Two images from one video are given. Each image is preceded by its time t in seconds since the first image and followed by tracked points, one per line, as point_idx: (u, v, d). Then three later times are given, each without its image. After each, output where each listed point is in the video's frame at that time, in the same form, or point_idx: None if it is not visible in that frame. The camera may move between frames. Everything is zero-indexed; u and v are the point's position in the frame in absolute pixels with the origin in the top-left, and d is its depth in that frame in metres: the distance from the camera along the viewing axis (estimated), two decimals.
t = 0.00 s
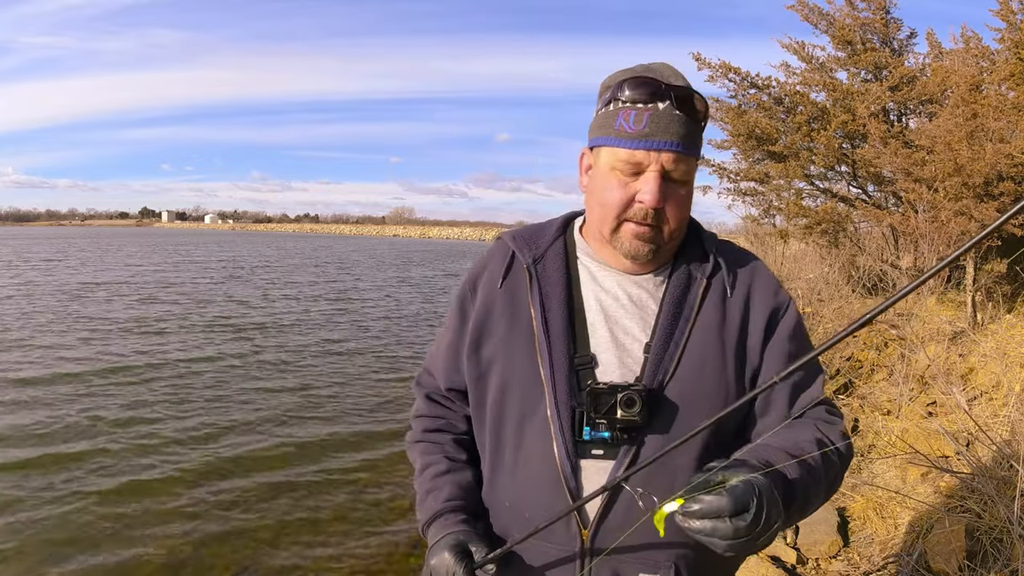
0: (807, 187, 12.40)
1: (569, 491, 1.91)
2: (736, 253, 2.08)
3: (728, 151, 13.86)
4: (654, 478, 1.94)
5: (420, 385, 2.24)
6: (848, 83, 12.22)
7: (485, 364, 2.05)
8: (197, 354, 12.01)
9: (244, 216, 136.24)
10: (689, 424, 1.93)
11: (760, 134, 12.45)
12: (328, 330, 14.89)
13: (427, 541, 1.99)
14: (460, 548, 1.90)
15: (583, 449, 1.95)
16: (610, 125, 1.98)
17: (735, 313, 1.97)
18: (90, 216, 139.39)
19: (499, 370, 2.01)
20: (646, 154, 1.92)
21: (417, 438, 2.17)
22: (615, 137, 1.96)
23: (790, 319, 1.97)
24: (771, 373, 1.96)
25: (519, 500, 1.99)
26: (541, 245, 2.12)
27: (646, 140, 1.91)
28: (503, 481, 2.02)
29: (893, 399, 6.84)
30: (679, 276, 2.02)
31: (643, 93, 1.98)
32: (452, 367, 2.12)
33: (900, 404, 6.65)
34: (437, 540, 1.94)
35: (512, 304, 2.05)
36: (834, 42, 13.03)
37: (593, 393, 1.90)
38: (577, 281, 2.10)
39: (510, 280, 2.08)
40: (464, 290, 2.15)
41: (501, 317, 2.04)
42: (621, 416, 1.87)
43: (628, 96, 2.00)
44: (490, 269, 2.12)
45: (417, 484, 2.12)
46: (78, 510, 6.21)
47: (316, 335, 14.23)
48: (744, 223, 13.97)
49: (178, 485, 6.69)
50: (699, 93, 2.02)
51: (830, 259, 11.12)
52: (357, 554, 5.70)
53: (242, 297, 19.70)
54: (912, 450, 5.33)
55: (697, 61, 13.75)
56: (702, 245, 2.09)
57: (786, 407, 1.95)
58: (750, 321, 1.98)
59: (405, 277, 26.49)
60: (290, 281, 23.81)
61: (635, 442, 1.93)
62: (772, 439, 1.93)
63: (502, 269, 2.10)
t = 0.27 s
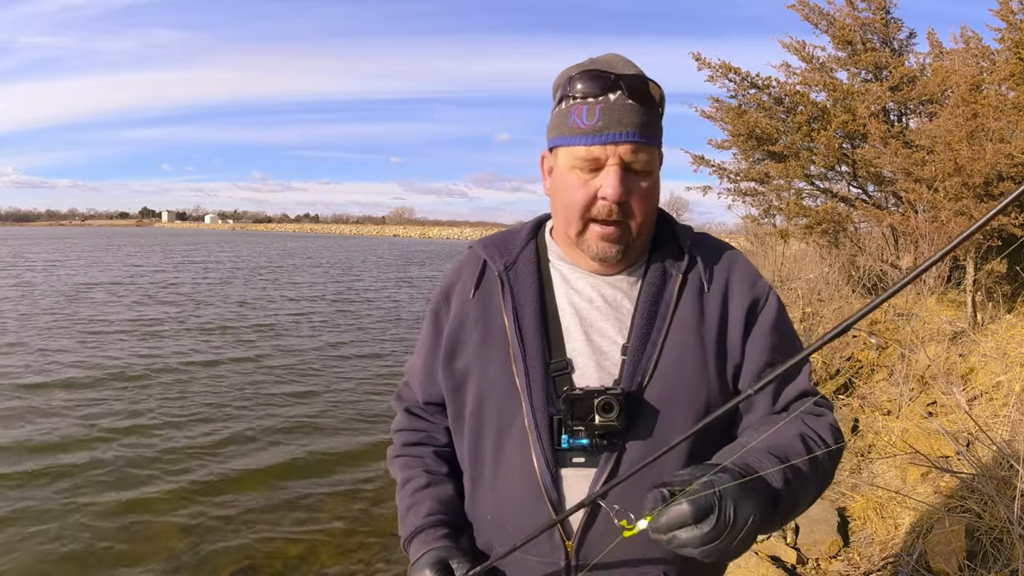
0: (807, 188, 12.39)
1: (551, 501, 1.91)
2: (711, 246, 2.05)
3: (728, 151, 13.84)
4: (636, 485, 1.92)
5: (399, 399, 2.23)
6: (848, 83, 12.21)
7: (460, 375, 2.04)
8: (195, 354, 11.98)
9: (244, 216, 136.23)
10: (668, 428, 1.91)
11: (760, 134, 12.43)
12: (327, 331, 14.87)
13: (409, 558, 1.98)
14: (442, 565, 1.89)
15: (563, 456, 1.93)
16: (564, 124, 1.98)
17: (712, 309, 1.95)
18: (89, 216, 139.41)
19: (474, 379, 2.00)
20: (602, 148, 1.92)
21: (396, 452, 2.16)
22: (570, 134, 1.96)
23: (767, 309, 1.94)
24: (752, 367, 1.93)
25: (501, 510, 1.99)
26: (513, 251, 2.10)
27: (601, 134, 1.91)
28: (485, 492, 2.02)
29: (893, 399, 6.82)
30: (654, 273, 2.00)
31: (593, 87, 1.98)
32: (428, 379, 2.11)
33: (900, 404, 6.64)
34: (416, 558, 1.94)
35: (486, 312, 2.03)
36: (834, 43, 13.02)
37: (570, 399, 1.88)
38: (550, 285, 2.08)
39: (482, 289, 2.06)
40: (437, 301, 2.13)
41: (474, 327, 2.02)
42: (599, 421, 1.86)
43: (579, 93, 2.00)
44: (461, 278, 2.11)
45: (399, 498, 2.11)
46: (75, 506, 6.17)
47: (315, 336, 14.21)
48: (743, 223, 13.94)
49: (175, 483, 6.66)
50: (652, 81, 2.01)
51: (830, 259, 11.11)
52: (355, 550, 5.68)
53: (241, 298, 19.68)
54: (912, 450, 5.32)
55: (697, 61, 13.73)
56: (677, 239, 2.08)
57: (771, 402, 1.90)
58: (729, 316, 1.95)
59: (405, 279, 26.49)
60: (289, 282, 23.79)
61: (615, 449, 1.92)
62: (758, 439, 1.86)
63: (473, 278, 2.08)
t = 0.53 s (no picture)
0: (808, 187, 12.39)
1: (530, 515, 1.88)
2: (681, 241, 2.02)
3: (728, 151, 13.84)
4: (619, 493, 1.82)
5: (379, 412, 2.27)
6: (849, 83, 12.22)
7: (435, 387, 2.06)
8: (194, 355, 11.98)
9: (244, 216, 136.24)
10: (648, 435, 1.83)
11: (761, 134, 12.43)
12: (327, 330, 14.87)
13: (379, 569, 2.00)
14: None
15: (539, 469, 1.91)
16: (511, 120, 2.05)
17: (688, 305, 1.89)
18: (89, 216, 139.44)
19: (446, 386, 2.02)
20: (549, 132, 1.97)
21: (375, 465, 2.19)
22: (518, 126, 2.03)
23: (746, 306, 1.82)
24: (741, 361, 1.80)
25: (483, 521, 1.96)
26: (483, 260, 2.11)
27: (545, 118, 1.97)
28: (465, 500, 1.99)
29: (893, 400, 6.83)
30: (626, 272, 1.97)
31: (531, 77, 2.04)
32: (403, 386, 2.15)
33: (900, 405, 6.65)
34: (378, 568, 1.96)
35: (458, 324, 2.05)
36: (834, 42, 13.02)
37: (542, 410, 1.88)
38: (521, 292, 2.08)
39: (452, 297, 2.09)
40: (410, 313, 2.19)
41: (445, 334, 2.05)
42: (573, 433, 1.82)
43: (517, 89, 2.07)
44: (435, 292, 2.14)
45: (376, 511, 2.13)
46: (77, 517, 6.19)
47: (315, 336, 14.22)
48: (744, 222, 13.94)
49: (177, 491, 6.67)
50: (588, 62, 2.05)
51: (830, 259, 11.13)
52: (355, 555, 5.70)
53: (241, 297, 19.68)
54: (912, 451, 5.32)
55: (697, 61, 13.70)
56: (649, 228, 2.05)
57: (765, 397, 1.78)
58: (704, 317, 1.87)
59: (405, 278, 26.50)
60: (289, 281, 23.80)
61: (595, 460, 1.84)
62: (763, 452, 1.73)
63: (446, 291, 2.10)
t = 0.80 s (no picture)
0: (807, 187, 12.35)
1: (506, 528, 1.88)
2: (655, 231, 2.01)
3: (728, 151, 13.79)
4: (598, 502, 1.81)
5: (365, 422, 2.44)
6: (849, 83, 12.17)
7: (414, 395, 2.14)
8: (191, 356, 11.94)
9: (243, 216, 136.18)
10: (623, 442, 1.82)
11: (760, 134, 12.38)
12: (325, 331, 14.84)
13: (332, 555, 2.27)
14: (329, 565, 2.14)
15: (515, 478, 1.91)
16: (473, 122, 2.10)
17: (663, 300, 1.88)
18: (89, 216, 139.38)
19: (421, 394, 2.11)
20: (510, 127, 2.01)
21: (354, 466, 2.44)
22: (478, 125, 2.08)
23: (716, 284, 1.79)
24: (693, 360, 1.83)
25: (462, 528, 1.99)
26: (458, 268, 2.20)
27: (503, 113, 2.02)
28: (444, 509, 2.04)
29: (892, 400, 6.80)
30: (599, 273, 1.96)
31: (485, 77, 2.12)
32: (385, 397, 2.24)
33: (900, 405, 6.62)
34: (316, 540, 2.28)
35: (434, 334, 2.14)
36: (834, 42, 12.97)
37: (517, 418, 1.87)
38: (495, 298, 2.13)
39: (429, 307, 2.18)
40: (393, 326, 2.32)
41: (421, 345, 2.15)
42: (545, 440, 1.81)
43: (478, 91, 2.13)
44: (412, 303, 2.23)
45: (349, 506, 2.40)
46: (73, 523, 6.15)
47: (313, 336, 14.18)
48: (743, 222, 13.89)
49: (174, 497, 6.64)
50: (543, 57, 2.10)
51: (830, 259, 11.09)
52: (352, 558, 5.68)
53: (239, 298, 19.63)
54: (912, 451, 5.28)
55: (696, 60, 13.65)
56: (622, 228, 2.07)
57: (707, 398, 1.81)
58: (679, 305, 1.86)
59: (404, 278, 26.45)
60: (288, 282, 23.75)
61: (571, 467, 1.85)
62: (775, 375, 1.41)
63: (422, 301, 2.20)
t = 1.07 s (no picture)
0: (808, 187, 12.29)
1: (471, 540, 1.93)
2: (624, 230, 2.10)
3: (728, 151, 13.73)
4: (565, 515, 1.84)
5: (354, 425, 2.56)
6: (849, 83, 12.13)
7: (385, 403, 2.22)
8: (189, 355, 11.91)
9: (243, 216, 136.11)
10: (589, 453, 1.86)
11: (761, 134, 12.34)
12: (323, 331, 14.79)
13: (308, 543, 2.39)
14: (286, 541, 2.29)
15: (481, 490, 1.96)
16: (439, 130, 2.24)
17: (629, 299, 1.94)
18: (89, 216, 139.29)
19: (394, 403, 2.19)
20: (474, 133, 2.15)
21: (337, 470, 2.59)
22: (445, 132, 2.22)
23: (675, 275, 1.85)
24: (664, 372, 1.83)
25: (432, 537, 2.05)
26: (434, 272, 2.30)
27: (468, 118, 2.16)
28: (416, 517, 2.10)
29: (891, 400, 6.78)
30: (567, 281, 2.05)
31: (448, 82, 2.27)
32: (364, 406, 2.33)
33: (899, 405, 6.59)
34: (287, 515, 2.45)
35: (408, 344, 2.22)
36: (834, 42, 12.93)
37: (481, 431, 1.94)
38: (467, 305, 2.22)
39: (406, 316, 2.28)
40: (374, 335, 2.40)
41: (396, 353, 2.23)
42: (510, 452, 1.88)
43: (440, 99, 2.29)
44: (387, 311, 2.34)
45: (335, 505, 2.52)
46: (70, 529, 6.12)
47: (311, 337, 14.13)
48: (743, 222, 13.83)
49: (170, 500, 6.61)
50: (506, 59, 2.27)
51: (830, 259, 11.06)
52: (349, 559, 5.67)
53: (238, 298, 19.56)
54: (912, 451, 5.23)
55: (696, 60, 13.59)
56: (593, 230, 2.16)
57: (676, 414, 1.81)
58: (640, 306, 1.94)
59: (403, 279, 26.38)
60: (287, 282, 23.67)
61: (536, 479, 1.89)
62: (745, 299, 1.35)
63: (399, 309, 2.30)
